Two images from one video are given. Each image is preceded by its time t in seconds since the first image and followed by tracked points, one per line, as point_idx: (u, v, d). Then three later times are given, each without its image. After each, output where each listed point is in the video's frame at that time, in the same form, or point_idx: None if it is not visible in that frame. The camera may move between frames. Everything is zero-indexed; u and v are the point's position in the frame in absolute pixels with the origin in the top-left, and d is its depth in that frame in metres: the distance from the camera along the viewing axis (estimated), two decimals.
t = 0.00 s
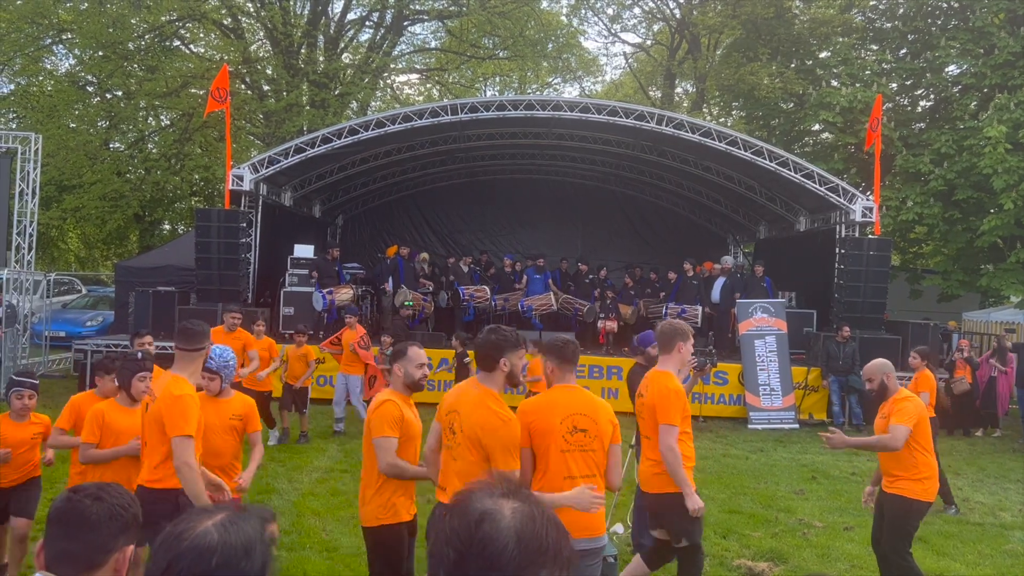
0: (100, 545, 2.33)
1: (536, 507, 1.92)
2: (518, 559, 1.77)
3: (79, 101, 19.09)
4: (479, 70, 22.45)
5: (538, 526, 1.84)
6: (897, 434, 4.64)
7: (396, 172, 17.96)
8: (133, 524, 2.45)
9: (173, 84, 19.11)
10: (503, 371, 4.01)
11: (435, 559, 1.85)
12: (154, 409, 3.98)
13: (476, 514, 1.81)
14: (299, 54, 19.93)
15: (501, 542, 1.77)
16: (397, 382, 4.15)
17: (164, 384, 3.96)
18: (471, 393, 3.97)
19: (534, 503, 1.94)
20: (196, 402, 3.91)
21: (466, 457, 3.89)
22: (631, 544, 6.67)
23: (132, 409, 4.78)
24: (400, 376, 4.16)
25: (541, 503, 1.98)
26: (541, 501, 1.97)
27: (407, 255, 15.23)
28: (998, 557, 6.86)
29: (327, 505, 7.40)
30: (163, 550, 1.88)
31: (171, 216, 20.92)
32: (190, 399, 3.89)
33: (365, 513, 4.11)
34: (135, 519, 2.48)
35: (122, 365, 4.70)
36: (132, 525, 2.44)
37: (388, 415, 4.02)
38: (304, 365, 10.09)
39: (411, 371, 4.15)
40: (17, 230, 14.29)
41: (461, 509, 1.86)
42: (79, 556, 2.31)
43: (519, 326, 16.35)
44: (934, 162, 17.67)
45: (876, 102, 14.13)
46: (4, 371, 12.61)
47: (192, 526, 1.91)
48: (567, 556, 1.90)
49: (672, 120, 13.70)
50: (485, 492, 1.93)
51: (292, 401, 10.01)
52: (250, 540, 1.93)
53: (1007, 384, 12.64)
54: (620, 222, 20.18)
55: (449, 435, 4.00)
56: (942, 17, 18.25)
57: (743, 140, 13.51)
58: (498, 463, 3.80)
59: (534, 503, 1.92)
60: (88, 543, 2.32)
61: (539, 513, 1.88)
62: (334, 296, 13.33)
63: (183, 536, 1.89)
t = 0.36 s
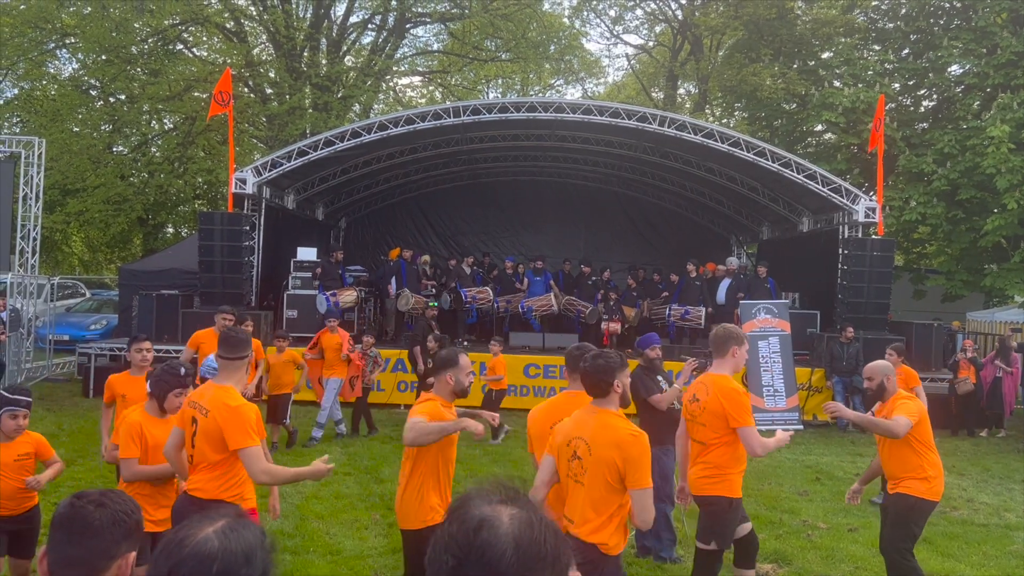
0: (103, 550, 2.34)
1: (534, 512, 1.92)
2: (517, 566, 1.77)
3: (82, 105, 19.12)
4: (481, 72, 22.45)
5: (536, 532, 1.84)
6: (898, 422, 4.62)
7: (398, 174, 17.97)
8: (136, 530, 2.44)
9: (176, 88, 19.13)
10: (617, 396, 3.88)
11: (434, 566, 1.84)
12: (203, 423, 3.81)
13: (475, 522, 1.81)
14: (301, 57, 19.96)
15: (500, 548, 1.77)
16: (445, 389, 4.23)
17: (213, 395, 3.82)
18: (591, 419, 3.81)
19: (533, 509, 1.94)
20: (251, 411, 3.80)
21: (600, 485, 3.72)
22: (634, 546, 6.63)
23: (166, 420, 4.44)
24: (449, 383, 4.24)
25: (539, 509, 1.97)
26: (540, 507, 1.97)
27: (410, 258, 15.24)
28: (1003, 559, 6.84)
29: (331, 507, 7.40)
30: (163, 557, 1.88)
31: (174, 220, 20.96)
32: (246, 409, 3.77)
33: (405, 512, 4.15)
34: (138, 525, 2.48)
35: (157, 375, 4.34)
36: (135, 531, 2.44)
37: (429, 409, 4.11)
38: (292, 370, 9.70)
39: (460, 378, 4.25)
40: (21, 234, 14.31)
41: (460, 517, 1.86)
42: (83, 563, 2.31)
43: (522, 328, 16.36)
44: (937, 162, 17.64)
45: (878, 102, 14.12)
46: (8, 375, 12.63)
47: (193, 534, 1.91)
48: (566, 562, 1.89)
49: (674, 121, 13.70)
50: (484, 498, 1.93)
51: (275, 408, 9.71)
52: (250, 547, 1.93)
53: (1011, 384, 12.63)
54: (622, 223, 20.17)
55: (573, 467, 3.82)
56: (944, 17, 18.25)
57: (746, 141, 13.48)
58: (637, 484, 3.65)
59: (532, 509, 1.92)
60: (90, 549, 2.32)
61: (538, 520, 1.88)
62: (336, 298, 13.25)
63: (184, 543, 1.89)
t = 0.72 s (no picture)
0: (99, 552, 2.34)
1: (527, 510, 1.90)
2: (510, 562, 1.76)
3: (82, 110, 19.17)
4: (481, 75, 22.46)
5: (530, 528, 1.82)
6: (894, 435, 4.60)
7: (398, 177, 17.98)
8: (131, 531, 2.44)
9: (175, 92, 19.15)
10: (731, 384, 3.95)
11: (428, 564, 1.84)
12: (253, 427, 3.78)
13: (468, 519, 1.80)
14: (301, 61, 19.97)
15: (493, 545, 1.76)
16: (486, 395, 4.35)
17: (266, 400, 3.80)
18: (700, 407, 3.91)
19: (527, 505, 1.93)
20: (299, 417, 3.75)
21: (715, 473, 3.74)
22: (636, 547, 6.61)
23: (183, 432, 4.16)
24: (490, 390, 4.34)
25: (533, 505, 1.96)
26: (534, 504, 1.96)
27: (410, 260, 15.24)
28: (1006, 559, 6.82)
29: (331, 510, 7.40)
30: (155, 556, 1.87)
31: (175, 224, 20.99)
32: (294, 414, 3.73)
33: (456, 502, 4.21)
34: (134, 526, 2.48)
35: (172, 381, 4.04)
36: (130, 531, 2.43)
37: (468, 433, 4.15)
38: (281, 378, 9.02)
39: (500, 384, 4.38)
40: (22, 239, 14.31)
41: (453, 514, 1.85)
42: (78, 564, 2.31)
43: (523, 330, 16.36)
44: (938, 162, 17.63)
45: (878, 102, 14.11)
46: (9, 380, 12.61)
47: (185, 533, 1.90)
48: (560, 557, 1.88)
49: (674, 122, 13.68)
50: (477, 496, 1.92)
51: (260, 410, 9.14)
52: (243, 546, 1.92)
53: (1013, 385, 12.61)
54: (622, 225, 20.17)
55: (689, 456, 3.92)
56: (944, 17, 18.22)
57: (746, 142, 13.48)
58: (745, 469, 3.61)
59: (525, 505, 1.91)
60: (86, 550, 2.32)
61: (531, 516, 1.87)
62: (336, 301, 13.32)
63: (176, 542, 1.87)
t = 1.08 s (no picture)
0: (92, 556, 2.33)
1: (522, 511, 1.89)
2: (504, 564, 1.75)
3: (81, 115, 19.18)
4: (479, 79, 22.48)
5: (524, 530, 1.81)
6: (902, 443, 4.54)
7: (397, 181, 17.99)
8: (124, 535, 2.43)
9: (173, 97, 19.15)
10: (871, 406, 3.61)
11: (420, 566, 1.83)
12: (305, 436, 3.67)
13: (461, 521, 1.80)
14: (299, 65, 19.97)
15: (486, 547, 1.75)
16: (499, 396, 4.19)
17: (317, 409, 3.69)
18: (840, 433, 3.59)
19: (521, 507, 1.92)
20: (352, 428, 3.65)
21: (854, 503, 3.48)
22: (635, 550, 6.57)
23: (214, 449, 4.04)
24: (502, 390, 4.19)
25: (527, 507, 1.95)
26: (529, 506, 1.94)
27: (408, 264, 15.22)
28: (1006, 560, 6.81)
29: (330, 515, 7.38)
30: (147, 559, 1.85)
31: (173, 228, 21.00)
32: (346, 423, 3.63)
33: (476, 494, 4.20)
34: (127, 530, 2.47)
35: (206, 395, 4.02)
36: (123, 535, 2.43)
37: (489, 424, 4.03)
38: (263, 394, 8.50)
39: (514, 386, 4.21)
40: (20, 243, 14.29)
41: (446, 516, 1.84)
42: (72, 567, 2.31)
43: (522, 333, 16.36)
44: (936, 164, 17.64)
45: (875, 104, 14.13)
46: (8, 385, 12.58)
47: (177, 537, 1.89)
48: (554, 559, 1.87)
49: (672, 125, 13.69)
50: (470, 497, 1.91)
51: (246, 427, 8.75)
52: (236, 550, 1.92)
53: (1012, 386, 12.62)
54: (620, 227, 20.17)
55: (825, 483, 3.62)
56: (941, 19, 18.24)
57: (744, 144, 13.49)
58: (887, 508, 3.34)
59: (520, 507, 1.89)
60: (80, 555, 2.32)
61: (525, 519, 1.85)
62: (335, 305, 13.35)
63: (168, 546, 1.86)
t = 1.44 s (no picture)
0: (93, 568, 2.32)
1: (526, 524, 1.88)
2: None
3: (78, 120, 19.19)
4: (476, 83, 22.51)
5: (528, 544, 1.80)
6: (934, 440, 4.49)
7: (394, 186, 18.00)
8: (124, 547, 2.42)
9: (172, 102, 19.05)
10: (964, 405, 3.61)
11: None
12: (355, 438, 4.00)
13: (466, 534, 1.80)
14: (296, 70, 19.97)
15: (490, 560, 1.75)
16: (538, 404, 4.24)
17: (364, 412, 4.04)
18: (950, 435, 3.52)
19: (526, 519, 1.91)
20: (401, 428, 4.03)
21: (980, 504, 3.41)
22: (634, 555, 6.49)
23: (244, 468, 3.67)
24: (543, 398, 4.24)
25: (530, 519, 1.94)
26: (533, 518, 1.94)
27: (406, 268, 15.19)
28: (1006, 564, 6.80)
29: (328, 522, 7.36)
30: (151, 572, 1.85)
31: (170, 234, 20.99)
32: (397, 425, 3.99)
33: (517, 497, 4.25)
34: (128, 541, 2.46)
35: (235, 418, 3.58)
36: (123, 548, 2.42)
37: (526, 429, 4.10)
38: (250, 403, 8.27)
39: (552, 394, 4.25)
40: (17, 249, 14.27)
41: (450, 529, 1.84)
42: None
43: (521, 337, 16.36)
44: (932, 167, 17.68)
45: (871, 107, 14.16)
46: (5, 392, 12.55)
47: (179, 549, 1.88)
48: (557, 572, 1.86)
49: (669, 129, 13.72)
50: (476, 510, 1.90)
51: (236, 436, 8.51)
52: (238, 562, 1.92)
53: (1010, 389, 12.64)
54: (618, 230, 20.18)
55: (939, 487, 3.51)
56: (936, 22, 18.29)
57: (741, 148, 13.51)
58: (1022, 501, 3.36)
59: (524, 520, 1.89)
60: (81, 567, 2.31)
61: (530, 532, 1.84)
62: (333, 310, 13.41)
63: (170, 559, 1.86)
